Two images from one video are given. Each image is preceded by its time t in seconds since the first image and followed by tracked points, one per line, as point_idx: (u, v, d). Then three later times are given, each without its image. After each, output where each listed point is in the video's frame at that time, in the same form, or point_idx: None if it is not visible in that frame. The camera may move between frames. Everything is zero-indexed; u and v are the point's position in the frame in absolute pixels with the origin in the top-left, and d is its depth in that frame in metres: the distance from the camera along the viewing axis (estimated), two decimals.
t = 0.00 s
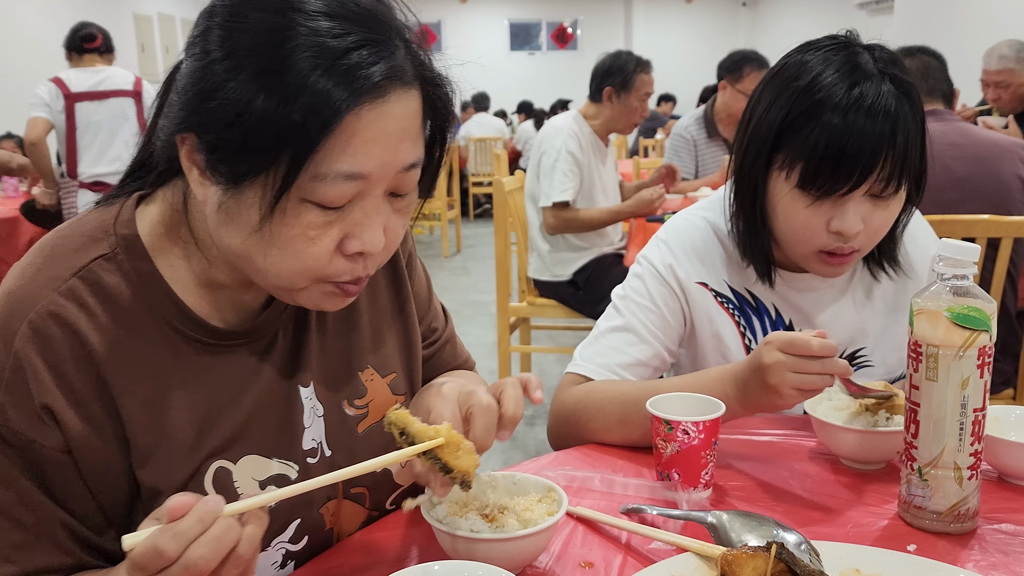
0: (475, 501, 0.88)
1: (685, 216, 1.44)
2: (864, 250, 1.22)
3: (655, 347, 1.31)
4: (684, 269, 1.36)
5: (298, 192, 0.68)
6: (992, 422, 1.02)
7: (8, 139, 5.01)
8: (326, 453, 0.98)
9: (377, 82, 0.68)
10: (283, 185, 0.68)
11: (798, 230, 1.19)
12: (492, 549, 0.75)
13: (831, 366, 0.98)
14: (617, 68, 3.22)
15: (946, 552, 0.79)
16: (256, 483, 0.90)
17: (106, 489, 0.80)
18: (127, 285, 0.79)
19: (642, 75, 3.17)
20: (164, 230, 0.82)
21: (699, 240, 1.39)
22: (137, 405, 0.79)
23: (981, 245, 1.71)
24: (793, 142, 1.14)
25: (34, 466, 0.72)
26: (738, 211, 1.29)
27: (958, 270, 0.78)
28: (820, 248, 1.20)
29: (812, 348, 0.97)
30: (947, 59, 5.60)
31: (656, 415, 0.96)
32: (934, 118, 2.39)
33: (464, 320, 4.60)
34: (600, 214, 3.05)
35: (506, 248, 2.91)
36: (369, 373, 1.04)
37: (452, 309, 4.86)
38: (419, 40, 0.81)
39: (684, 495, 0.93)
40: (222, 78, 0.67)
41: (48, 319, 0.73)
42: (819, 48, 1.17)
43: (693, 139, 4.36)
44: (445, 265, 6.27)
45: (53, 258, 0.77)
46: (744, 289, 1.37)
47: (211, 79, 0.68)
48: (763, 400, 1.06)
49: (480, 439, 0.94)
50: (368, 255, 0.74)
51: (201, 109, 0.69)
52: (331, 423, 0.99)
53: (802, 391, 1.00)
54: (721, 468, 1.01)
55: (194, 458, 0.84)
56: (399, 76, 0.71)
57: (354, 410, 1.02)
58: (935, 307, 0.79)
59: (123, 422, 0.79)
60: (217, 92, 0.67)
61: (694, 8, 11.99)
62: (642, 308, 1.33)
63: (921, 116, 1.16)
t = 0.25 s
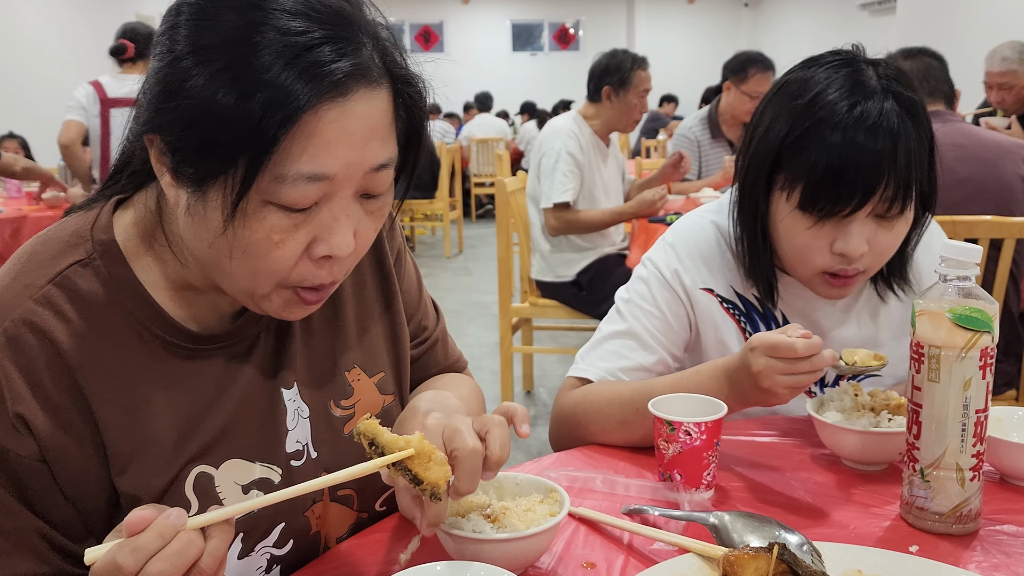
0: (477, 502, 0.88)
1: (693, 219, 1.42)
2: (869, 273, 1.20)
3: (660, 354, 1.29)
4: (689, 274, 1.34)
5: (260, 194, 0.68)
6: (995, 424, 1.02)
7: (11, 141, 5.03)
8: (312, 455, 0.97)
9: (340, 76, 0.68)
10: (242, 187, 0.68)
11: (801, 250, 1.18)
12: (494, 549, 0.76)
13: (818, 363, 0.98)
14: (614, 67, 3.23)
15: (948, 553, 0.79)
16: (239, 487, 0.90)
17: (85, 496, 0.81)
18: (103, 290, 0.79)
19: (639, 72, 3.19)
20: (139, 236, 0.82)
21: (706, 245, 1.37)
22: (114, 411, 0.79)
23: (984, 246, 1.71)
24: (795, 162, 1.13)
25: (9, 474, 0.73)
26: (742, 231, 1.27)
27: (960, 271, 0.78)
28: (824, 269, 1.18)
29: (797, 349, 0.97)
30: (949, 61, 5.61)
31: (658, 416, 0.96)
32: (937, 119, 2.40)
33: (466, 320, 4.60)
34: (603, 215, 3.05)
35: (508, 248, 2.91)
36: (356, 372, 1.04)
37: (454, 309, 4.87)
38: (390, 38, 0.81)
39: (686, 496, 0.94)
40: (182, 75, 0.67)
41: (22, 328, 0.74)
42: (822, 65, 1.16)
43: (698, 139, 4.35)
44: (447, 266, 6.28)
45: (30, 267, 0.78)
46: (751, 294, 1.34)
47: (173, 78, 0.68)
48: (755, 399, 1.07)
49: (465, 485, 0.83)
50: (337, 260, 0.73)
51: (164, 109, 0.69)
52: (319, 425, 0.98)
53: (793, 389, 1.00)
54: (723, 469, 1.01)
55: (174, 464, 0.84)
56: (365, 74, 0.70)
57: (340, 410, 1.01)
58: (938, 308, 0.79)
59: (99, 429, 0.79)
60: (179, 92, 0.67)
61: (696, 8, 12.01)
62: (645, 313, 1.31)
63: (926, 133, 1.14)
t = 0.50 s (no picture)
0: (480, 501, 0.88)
1: (707, 224, 1.40)
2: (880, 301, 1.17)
3: (668, 364, 1.28)
4: (701, 283, 1.33)
5: (245, 192, 0.68)
6: (998, 424, 1.02)
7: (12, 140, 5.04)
8: (310, 454, 0.97)
9: (324, 71, 0.68)
10: (226, 184, 0.68)
11: (809, 276, 1.15)
12: (497, 548, 0.76)
13: (828, 357, 0.98)
14: (610, 65, 3.24)
15: (952, 553, 0.79)
16: (235, 488, 0.90)
17: (80, 499, 0.81)
18: (95, 292, 0.79)
19: (636, 70, 3.19)
20: (131, 238, 0.82)
21: (720, 253, 1.35)
22: (109, 413, 0.80)
23: (986, 246, 1.71)
24: (804, 189, 1.09)
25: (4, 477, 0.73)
26: (752, 253, 1.24)
27: (964, 271, 0.79)
28: (833, 296, 1.15)
29: (808, 348, 0.97)
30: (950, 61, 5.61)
31: (661, 416, 0.96)
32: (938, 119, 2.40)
33: (467, 320, 4.61)
34: (604, 215, 3.05)
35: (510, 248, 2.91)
36: (354, 372, 1.04)
37: (455, 309, 4.87)
38: (378, 37, 0.81)
39: (689, 495, 0.94)
40: (164, 75, 0.67)
41: (16, 331, 0.74)
42: (836, 86, 1.11)
43: (700, 139, 4.33)
44: (448, 266, 6.29)
45: (24, 270, 0.78)
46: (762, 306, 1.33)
47: (155, 78, 0.68)
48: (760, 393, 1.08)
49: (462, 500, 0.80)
50: (325, 257, 0.74)
51: (147, 109, 0.69)
52: (316, 425, 0.99)
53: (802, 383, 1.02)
54: (725, 469, 1.01)
55: (169, 466, 0.84)
56: (348, 69, 0.70)
57: (338, 410, 1.01)
58: (941, 308, 0.79)
59: (94, 431, 0.79)
60: (161, 91, 0.67)
61: (698, 8, 12.01)
62: (653, 321, 1.30)
63: (942, 158, 1.09)
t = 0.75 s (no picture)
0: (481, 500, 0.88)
1: (714, 229, 1.40)
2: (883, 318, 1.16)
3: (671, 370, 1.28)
4: (707, 290, 1.33)
5: (245, 184, 0.68)
6: (1000, 424, 1.02)
7: (13, 138, 5.04)
8: (314, 453, 0.97)
9: (323, 61, 0.68)
10: (226, 175, 0.67)
11: (812, 293, 1.14)
12: (498, 548, 0.76)
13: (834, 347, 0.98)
14: (605, 64, 3.24)
15: (952, 553, 0.79)
16: (238, 486, 0.90)
17: (82, 497, 0.81)
18: (98, 290, 0.79)
19: (631, 67, 3.19)
20: (135, 235, 0.83)
21: (726, 260, 1.35)
22: (110, 411, 0.80)
23: (988, 247, 1.71)
24: (807, 205, 1.08)
25: (6, 474, 0.74)
26: (753, 269, 1.23)
27: (966, 270, 0.78)
28: (834, 313, 1.14)
29: (815, 335, 0.97)
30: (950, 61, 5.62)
31: (662, 415, 0.96)
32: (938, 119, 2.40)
33: (468, 320, 4.61)
34: (604, 215, 3.05)
35: (511, 248, 2.91)
36: (357, 371, 1.04)
37: (457, 309, 4.87)
38: (381, 33, 0.81)
39: (690, 495, 0.94)
40: (163, 67, 0.67)
41: (18, 328, 0.74)
42: (840, 102, 1.10)
43: (701, 139, 4.30)
44: (449, 266, 6.29)
45: (28, 267, 0.78)
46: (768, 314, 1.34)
47: (155, 70, 0.68)
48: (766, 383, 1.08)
49: (479, 475, 0.86)
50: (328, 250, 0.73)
51: (147, 101, 0.69)
52: (319, 423, 0.99)
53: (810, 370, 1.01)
54: (727, 469, 1.01)
55: (170, 464, 0.84)
56: (347, 60, 0.70)
57: (341, 409, 1.01)
58: (942, 307, 0.79)
59: (96, 429, 0.79)
60: (161, 82, 0.68)
61: (699, 8, 12.03)
62: (657, 327, 1.30)
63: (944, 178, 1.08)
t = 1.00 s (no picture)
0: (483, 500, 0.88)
1: (715, 227, 1.39)
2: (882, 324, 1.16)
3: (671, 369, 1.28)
4: (708, 289, 1.32)
5: (264, 179, 0.68)
6: (1000, 424, 1.02)
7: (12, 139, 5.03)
8: (321, 451, 0.98)
9: (341, 59, 0.68)
10: (247, 169, 0.68)
11: (811, 299, 1.14)
12: (498, 547, 0.76)
13: (826, 347, 0.98)
14: (598, 63, 3.24)
15: (953, 553, 0.79)
16: (246, 484, 0.90)
17: (93, 492, 0.81)
18: (112, 284, 0.79)
19: (624, 65, 3.20)
20: (150, 230, 0.83)
21: (728, 258, 1.34)
22: (121, 407, 0.80)
23: (988, 246, 1.71)
24: (806, 212, 1.08)
25: (19, 467, 0.74)
26: (752, 273, 1.23)
27: (967, 270, 0.78)
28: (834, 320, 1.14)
29: (807, 335, 0.97)
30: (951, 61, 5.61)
31: (662, 415, 0.96)
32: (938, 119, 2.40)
33: (469, 320, 4.61)
34: (604, 215, 3.06)
35: (511, 247, 2.91)
36: (364, 371, 1.04)
37: (457, 309, 4.87)
38: (398, 31, 0.81)
39: (690, 495, 0.94)
40: (182, 63, 0.67)
41: (32, 322, 0.74)
42: (843, 108, 1.10)
43: (700, 137, 4.30)
44: (450, 266, 6.29)
45: (41, 261, 0.78)
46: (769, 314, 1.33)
47: (174, 65, 0.68)
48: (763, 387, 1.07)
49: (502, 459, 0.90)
50: (342, 248, 0.73)
51: (166, 96, 0.69)
52: (326, 422, 0.99)
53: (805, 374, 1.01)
54: (727, 468, 1.01)
55: (180, 460, 0.84)
56: (366, 59, 0.70)
57: (349, 407, 1.02)
58: (943, 307, 0.79)
59: (108, 424, 0.79)
60: (180, 78, 0.68)
61: (700, 8, 12.03)
62: (658, 327, 1.30)
63: (944, 186, 1.08)
